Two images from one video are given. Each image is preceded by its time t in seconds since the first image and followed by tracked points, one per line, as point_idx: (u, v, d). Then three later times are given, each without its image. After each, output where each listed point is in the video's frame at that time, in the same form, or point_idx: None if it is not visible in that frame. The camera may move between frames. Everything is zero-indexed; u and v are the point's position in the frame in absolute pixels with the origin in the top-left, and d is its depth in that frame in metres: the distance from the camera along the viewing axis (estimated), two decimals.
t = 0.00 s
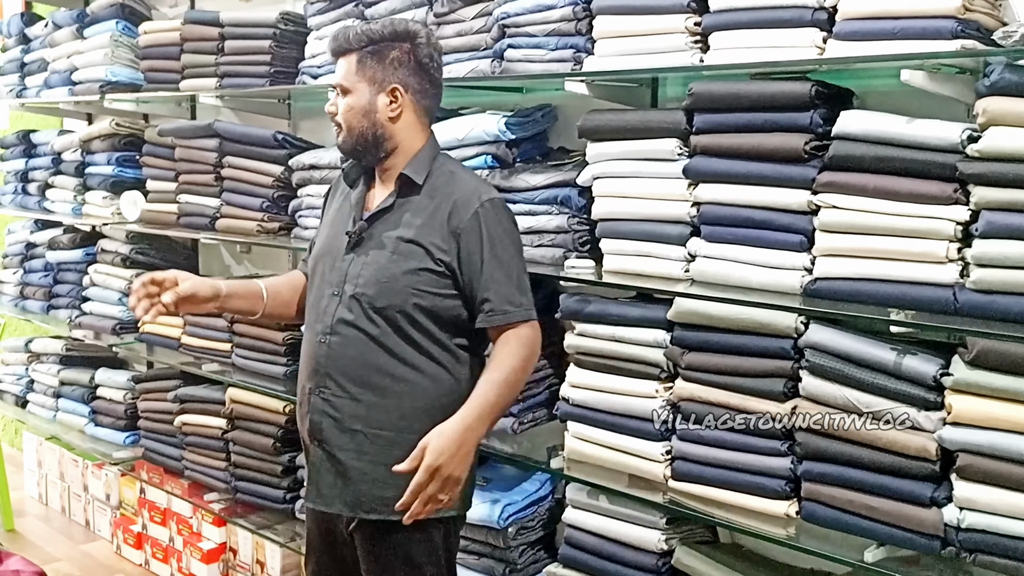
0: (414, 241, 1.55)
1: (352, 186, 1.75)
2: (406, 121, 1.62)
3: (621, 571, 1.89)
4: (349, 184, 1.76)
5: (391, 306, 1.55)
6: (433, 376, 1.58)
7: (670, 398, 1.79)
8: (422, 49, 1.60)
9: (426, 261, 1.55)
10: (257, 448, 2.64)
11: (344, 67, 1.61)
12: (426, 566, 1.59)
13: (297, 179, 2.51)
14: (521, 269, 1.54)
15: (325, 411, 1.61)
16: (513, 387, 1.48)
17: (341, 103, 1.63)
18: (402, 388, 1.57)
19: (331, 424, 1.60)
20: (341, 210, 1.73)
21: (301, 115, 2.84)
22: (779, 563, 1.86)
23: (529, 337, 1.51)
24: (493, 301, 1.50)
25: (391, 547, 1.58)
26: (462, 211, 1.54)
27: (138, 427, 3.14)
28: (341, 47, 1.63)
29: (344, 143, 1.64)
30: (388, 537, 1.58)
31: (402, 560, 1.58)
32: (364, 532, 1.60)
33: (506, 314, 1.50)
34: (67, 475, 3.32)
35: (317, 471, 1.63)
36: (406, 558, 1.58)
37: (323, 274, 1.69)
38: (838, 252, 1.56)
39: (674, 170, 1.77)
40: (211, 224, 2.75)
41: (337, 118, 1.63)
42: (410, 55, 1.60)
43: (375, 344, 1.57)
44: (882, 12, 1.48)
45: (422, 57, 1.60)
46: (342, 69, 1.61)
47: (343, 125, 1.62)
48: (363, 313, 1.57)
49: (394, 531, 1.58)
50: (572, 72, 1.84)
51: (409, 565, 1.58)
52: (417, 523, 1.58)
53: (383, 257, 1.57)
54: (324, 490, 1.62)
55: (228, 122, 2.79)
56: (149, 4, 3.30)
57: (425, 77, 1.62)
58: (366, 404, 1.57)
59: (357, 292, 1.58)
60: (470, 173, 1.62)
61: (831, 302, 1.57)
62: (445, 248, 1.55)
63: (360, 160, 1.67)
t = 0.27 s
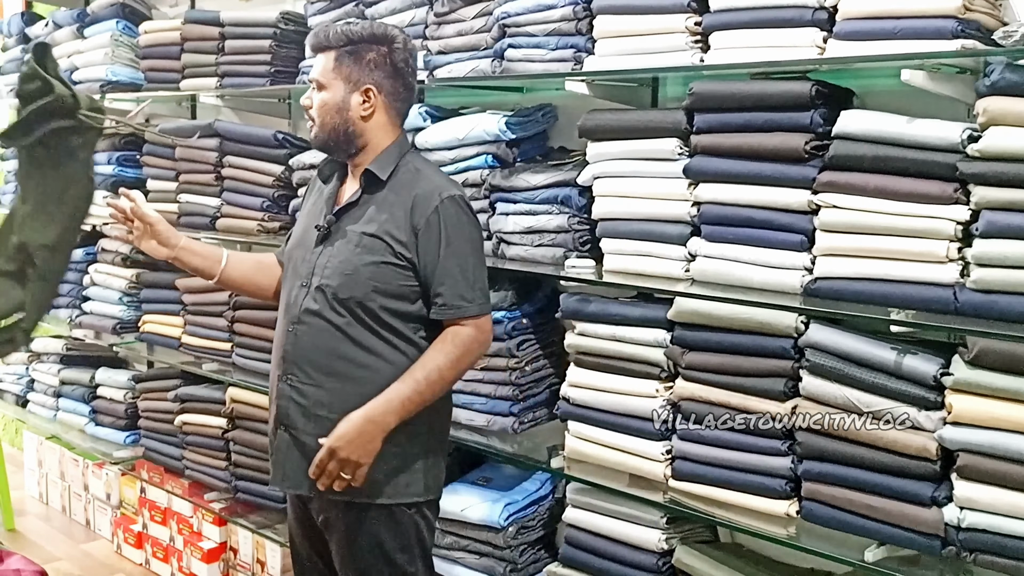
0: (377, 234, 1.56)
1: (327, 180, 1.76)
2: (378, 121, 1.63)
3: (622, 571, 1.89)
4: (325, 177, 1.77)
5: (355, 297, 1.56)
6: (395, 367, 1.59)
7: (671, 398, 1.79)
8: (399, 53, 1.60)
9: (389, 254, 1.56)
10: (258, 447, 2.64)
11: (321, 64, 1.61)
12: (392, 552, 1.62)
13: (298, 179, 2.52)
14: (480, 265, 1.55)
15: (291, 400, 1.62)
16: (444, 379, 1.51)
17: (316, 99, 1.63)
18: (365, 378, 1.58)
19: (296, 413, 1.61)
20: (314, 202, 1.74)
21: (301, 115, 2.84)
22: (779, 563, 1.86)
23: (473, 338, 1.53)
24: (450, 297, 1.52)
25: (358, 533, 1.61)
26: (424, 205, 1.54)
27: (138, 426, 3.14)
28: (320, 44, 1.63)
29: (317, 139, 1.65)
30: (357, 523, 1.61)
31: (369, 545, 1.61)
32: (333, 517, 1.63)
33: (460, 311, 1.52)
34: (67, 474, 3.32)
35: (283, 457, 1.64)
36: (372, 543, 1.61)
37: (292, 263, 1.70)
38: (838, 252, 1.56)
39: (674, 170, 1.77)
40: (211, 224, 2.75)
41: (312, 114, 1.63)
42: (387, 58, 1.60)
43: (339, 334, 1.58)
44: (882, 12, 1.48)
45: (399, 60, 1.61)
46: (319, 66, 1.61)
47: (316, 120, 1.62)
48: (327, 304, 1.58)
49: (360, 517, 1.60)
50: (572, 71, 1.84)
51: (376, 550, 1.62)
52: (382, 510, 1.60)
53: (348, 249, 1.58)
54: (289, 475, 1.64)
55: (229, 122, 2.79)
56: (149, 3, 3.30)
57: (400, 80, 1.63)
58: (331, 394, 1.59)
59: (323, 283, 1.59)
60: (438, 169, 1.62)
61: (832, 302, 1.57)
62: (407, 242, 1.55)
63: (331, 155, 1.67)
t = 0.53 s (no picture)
0: (360, 230, 1.61)
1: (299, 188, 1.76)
2: (363, 125, 1.67)
3: (622, 571, 1.89)
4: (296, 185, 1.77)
5: (344, 293, 1.61)
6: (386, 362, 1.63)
7: (670, 398, 1.79)
8: (362, 53, 1.64)
9: (374, 249, 1.60)
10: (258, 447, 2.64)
11: (290, 82, 1.60)
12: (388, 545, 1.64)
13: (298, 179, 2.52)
14: (459, 255, 1.61)
15: (285, 398, 1.66)
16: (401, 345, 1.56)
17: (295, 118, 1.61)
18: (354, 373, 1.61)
19: (292, 412, 1.65)
20: (292, 210, 1.75)
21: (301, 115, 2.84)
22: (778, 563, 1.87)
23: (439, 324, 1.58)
24: (426, 285, 1.57)
25: (355, 526, 1.63)
26: (405, 199, 1.60)
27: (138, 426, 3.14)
28: (283, 67, 1.60)
29: (306, 155, 1.64)
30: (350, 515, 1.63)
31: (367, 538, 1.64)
32: (327, 513, 1.65)
33: (432, 297, 1.57)
34: (67, 474, 3.32)
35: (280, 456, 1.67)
36: (370, 537, 1.63)
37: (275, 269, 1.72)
38: (838, 252, 1.57)
39: (674, 170, 1.77)
40: (211, 224, 2.76)
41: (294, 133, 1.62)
42: (354, 61, 1.63)
43: (331, 330, 1.62)
44: (882, 13, 1.48)
45: (364, 59, 1.64)
46: (289, 84, 1.60)
47: (303, 136, 1.62)
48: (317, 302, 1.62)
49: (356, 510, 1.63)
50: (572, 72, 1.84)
51: (374, 543, 1.64)
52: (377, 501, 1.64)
53: (334, 249, 1.62)
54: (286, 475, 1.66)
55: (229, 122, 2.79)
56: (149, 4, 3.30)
57: (368, 77, 1.66)
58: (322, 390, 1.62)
59: (310, 282, 1.63)
60: (414, 166, 1.68)
61: (831, 303, 1.57)
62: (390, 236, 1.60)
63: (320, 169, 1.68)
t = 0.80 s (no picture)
0: (362, 228, 1.63)
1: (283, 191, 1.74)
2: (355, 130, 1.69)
3: (621, 570, 1.90)
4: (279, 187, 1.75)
5: (350, 292, 1.63)
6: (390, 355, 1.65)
7: (669, 398, 1.79)
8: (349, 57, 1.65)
9: (378, 246, 1.62)
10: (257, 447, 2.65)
11: (294, 91, 1.58)
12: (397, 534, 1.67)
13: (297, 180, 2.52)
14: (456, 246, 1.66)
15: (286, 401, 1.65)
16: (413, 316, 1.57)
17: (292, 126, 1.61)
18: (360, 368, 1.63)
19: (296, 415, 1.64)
20: (277, 212, 1.72)
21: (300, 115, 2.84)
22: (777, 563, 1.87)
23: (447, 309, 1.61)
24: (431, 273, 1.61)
25: (366, 518, 1.66)
26: (403, 194, 1.64)
27: (138, 427, 3.15)
28: (277, 73, 1.59)
29: (315, 163, 1.63)
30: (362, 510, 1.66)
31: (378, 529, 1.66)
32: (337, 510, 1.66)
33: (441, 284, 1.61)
34: (67, 475, 3.32)
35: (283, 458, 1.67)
36: (381, 528, 1.66)
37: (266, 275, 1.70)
38: (835, 252, 1.57)
39: (672, 171, 1.78)
40: (211, 224, 2.76)
41: (303, 141, 1.61)
42: (344, 66, 1.65)
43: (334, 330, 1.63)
44: (879, 14, 1.49)
45: (350, 64, 1.66)
46: (297, 93, 1.59)
47: (314, 144, 1.61)
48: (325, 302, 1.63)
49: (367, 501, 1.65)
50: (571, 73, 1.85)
51: (384, 533, 1.66)
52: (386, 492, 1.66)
53: (337, 249, 1.63)
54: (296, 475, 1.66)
55: (228, 123, 2.80)
56: (149, 4, 3.31)
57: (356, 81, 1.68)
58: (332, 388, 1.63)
59: (316, 283, 1.63)
60: (400, 164, 1.71)
61: (829, 303, 1.57)
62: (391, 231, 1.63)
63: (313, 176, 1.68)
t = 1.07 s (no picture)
0: (374, 226, 1.64)
1: (282, 192, 1.73)
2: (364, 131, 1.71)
3: (619, 570, 1.90)
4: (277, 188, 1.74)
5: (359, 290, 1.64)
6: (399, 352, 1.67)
7: (667, 398, 1.80)
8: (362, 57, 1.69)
9: (389, 242, 1.65)
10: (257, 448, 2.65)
11: (315, 83, 1.61)
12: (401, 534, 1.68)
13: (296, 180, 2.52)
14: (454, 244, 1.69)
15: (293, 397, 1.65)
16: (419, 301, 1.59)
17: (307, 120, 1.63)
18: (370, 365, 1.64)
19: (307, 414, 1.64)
20: (277, 213, 1.71)
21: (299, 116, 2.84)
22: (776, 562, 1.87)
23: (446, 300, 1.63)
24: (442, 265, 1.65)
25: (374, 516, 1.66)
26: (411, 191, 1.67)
27: (138, 427, 3.15)
28: (294, 66, 1.61)
29: (327, 157, 1.64)
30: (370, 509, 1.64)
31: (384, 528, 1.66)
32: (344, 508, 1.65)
33: (444, 278, 1.65)
34: (67, 475, 3.32)
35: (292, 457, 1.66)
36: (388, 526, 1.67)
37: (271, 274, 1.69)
38: (833, 252, 1.57)
39: (669, 171, 1.78)
40: (210, 225, 2.76)
41: (320, 134, 1.62)
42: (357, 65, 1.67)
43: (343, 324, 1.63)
44: (877, 14, 1.49)
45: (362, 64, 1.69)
46: (321, 84, 1.61)
47: (331, 137, 1.63)
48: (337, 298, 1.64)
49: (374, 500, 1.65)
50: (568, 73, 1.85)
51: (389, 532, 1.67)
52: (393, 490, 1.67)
53: (346, 247, 1.64)
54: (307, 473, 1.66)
55: (227, 123, 2.80)
56: (148, 5, 3.31)
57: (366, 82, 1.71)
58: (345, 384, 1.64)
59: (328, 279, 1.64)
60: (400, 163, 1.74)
61: (826, 303, 1.57)
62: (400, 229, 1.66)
63: (320, 175, 1.69)
